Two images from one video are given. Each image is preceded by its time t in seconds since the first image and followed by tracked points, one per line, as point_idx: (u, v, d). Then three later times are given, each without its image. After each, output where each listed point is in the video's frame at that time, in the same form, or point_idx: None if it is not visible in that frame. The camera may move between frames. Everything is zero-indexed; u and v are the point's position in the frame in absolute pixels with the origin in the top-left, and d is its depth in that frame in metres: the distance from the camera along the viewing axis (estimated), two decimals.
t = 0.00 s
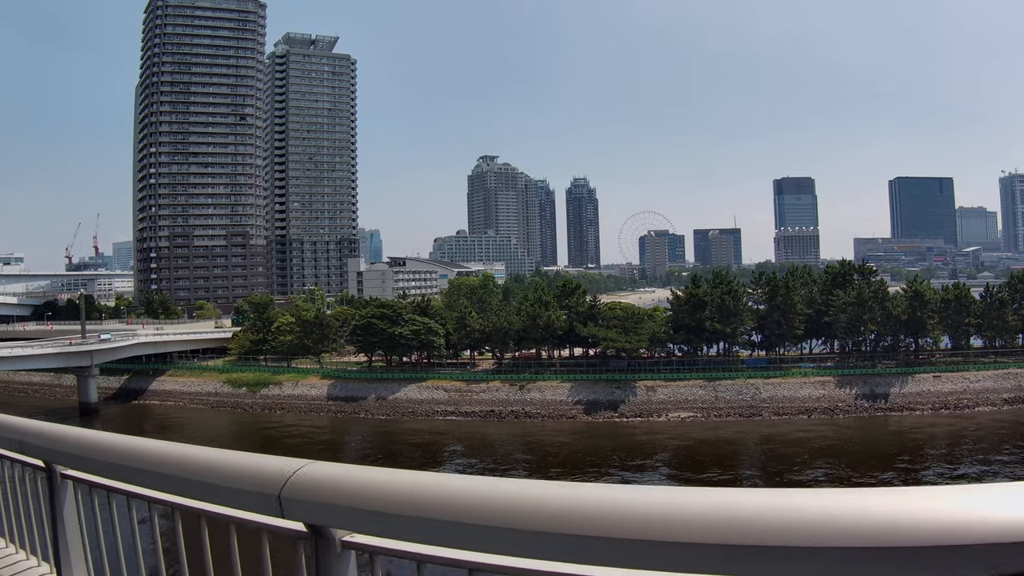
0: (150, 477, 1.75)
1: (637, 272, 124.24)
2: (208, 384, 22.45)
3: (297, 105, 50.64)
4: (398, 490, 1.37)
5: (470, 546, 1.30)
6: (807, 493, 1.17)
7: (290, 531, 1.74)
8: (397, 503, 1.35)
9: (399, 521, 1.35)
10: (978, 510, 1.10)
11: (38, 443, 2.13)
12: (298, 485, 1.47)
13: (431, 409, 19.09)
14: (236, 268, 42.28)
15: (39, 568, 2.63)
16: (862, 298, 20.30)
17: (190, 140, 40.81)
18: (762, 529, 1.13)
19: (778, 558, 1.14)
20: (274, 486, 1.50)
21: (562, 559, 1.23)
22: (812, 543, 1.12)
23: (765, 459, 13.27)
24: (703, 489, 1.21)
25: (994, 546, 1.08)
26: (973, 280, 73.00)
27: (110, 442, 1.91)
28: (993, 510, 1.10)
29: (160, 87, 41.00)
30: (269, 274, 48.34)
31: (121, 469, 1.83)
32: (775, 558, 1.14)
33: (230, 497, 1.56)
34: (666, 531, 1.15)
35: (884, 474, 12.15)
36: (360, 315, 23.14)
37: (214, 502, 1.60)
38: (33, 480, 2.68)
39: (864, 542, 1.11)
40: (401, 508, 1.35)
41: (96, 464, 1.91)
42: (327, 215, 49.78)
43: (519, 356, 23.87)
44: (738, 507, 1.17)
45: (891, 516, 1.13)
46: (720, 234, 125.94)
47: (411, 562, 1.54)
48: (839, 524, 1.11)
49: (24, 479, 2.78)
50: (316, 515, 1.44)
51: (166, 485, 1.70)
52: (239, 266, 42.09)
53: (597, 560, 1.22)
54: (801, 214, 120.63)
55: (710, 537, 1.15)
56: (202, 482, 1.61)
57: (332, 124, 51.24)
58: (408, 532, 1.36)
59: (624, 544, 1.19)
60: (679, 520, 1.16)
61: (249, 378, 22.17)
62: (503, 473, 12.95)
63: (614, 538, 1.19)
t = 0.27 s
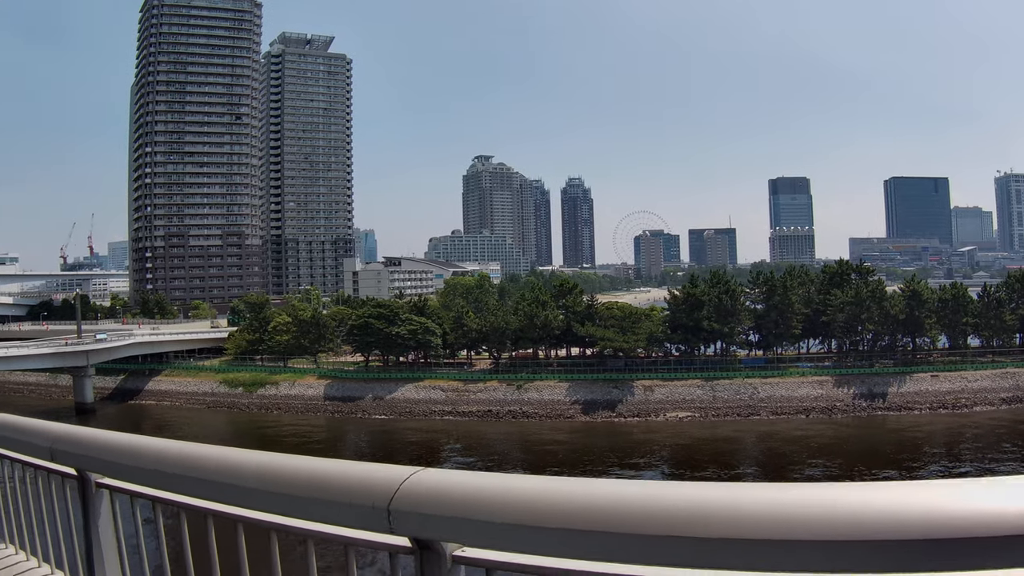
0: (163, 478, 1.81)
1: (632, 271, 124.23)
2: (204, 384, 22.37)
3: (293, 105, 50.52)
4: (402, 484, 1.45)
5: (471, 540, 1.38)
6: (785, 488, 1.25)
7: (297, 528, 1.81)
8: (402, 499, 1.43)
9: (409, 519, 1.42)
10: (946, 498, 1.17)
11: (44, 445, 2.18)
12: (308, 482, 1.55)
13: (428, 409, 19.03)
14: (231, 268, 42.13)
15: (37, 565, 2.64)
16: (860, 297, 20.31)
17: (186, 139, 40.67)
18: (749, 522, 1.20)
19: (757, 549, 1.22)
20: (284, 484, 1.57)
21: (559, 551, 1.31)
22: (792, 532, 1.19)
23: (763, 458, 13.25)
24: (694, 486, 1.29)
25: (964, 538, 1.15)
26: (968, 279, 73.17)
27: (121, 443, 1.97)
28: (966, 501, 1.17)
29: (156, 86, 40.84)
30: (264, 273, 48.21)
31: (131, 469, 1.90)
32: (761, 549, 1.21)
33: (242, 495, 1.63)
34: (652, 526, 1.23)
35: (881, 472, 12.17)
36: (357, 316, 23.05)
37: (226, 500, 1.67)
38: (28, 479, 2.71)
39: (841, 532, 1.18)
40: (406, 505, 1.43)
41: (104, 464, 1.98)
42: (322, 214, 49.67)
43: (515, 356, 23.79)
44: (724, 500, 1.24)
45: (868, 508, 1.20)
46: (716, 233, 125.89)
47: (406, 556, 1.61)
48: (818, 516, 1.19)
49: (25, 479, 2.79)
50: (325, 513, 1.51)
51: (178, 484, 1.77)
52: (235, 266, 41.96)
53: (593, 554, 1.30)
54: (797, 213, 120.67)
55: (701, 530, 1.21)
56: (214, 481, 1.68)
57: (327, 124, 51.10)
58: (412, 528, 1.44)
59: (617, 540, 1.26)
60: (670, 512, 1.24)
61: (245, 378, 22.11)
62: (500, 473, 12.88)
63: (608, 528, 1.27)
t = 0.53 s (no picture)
0: (153, 480, 1.76)
1: (627, 272, 124.34)
2: (200, 384, 22.28)
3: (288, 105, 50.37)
4: (402, 486, 1.40)
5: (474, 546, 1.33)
6: (799, 490, 1.20)
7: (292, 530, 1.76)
8: (402, 502, 1.38)
9: (408, 522, 1.37)
10: (969, 503, 1.12)
11: (34, 446, 2.13)
12: (304, 483, 1.50)
13: (425, 409, 18.98)
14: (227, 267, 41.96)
15: (28, 564, 2.58)
16: (857, 297, 20.31)
17: (182, 139, 40.53)
18: (763, 526, 1.15)
19: (771, 555, 1.17)
20: (279, 485, 1.52)
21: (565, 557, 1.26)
22: (810, 536, 1.14)
23: (760, 458, 13.24)
24: (706, 490, 1.23)
25: (986, 545, 1.10)
26: (961, 279, 73.53)
27: (113, 445, 1.90)
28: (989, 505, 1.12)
29: (151, 86, 40.68)
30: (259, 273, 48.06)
31: (120, 470, 1.85)
32: (773, 556, 1.15)
33: (235, 500, 1.58)
34: (662, 531, 1.18)
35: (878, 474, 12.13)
36: (353, 316, 22.97)
37: (218, 506, 1.61)
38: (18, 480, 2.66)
39: (857, 537, 1.13)
40: (406, 507, 1.38)
41: (93, 464, 1.93)
42: (317, 214, 49.54)
43: (512, 356, 23.76)
44: (737, 503, 1.20)
45: (886, 513, 1.15)
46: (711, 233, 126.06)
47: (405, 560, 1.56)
48: (837, 520, 1.14)
49: (22, 483, 2.72)
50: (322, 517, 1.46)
51: (170, 486, 1.72)
52: (230, 266, 41.83)
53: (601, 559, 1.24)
54: (792, 213, 120.92)
55: (713, 534, 1.17)
56: (206, 483, 1.63)
57: (323, 124, 50.95)
58: (410, 531, 1.38)
59: (627, 545, 1.21)
60: (682, 517, 1.19)
61: (241, 378, 22.02)
62: (495, 473, 12.82)
63: (617, 533, 1.21)
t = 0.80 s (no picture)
0: (168, 480, 1.80)
1: (623, 272, 124.29)
2: (197, 384, 22.22)
3: (285, 104, 50.28)
4: (416, 484, 1.45)
5: (486, 540, 1.38)
6: (798, 486, 1.25)
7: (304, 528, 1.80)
8: (417, 500, 1.43)
9: (422, 519, 1.42)
10: (964, 496, 1.17)
11: (48, 446, 2.16)
12: (320, 484, 1.54)
13: (423, 409, 18.96)
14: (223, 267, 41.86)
15: None
16: (855, 297, 20.31)
17: (178, 139, 40.45)
18: (767, 521, 1.20)
19: (807, 548, 1.20)
20: (310, 483, 1.55)
21: (574, 553, 1.31)
22: (809, 529, 1.19)
23: (759, 456, 13.20)
24: (710, 486, 1.28)
25: (980, 538, 1.15)
26: (957, 279, 73.67)
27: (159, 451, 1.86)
28: (985, 500, 1.17)
29: (148, 85, 40.55)
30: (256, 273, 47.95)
31: (135, 470, 1.90)
32: (797, 548, 1.20)
33: (251, 498, 1.63)
34: (669, 526, 1.22)
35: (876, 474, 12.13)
36: (352, 315, 22.91)
37: (234, 503, 1.66)
38: (29, 481, 2.70)
39: (857, 529, 1.18)
40: (421, 504, 1.43)
41: (106, 464, 1.97)
42: (314, 213, 49.46)
43: (510, 356, 23.73)
44: (741, 498, 1.24)
45: (884, 506, 1.20)
46: (707, 233, 126.21)
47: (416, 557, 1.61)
48: (837, 514, 1.19)
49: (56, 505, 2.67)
50: (338, 514, 1.50)
51: (185, 486, 1.76)
52: (227, 266, 41.76)
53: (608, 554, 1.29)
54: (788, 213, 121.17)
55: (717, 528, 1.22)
56: (222, 483, 1.67)
57: (319, 123, 50.87)
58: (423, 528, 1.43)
59: (634, 539, 1.25)
60: (688, 511, 1.24)
61: (239, 378, 21.96)
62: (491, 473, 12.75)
63: (625, 528, 1.26)
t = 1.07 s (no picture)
0: (151, 481, 1.75)
1: (621, 272, 124.33)
2: (196, 384, 22.19)
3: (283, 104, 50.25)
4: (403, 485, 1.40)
5: (477, 549, 1.32)
6: (799, 493, 1.20)
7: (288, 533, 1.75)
8: (403, 504, 1.37)
9: (408, 526, 1.36)
10: (971, 502, 1.13)
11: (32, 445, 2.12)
12: (300, 486, 1.48)
13: (422, 409, 18.93)
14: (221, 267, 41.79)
15: None
16: (855, 297, 20.29)
17: (176, 138, 40.37)
18: (767, 528, 1.15)
19: (803, 557, 1.17)
20: (293, 491, 1.48)
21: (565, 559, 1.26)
22: (808, 538, 1.15)
23: (758, 456, 13.16)
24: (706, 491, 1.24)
25: (987, 547, 1.11)
26: (954, 279, 73.84)
27: (149, 457, 1.77)
28: (994, 508, 1.13)
29: (146, 85, 40.46)
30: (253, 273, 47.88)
31: (118, 470, 1.84)
32: (793, 556, 1.17)
33: (233, 501, 1.57)
34: (662, 533, 1.18)
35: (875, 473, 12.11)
36: (351, 315, 22.88)
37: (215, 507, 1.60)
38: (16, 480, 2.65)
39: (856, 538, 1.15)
40: (407, 509, 1.37)
41: (96, 468, 1.89)
42: (311, 213, 49.41)
43: (509, 356, 23.71)
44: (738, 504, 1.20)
45: (884, 513, 1.15)
46: (706, 233, 126.15)
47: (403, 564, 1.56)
48: (839, 521, 1.15)
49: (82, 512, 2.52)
50: (321, 518, 1.45)
51: (167, 488, 1.71)
52: (224, 265, 41.71)
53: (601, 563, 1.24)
54: (787, 213, 121.16)
55: (717, 536, 1.17)
56: (202, 485, 1.62)
57: (317, 123, 50.83)
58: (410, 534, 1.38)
59: (626, 547, 1.20)
60: (685, 516, 1.19)
61: (237, 378, 21.93)
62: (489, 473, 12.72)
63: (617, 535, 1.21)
